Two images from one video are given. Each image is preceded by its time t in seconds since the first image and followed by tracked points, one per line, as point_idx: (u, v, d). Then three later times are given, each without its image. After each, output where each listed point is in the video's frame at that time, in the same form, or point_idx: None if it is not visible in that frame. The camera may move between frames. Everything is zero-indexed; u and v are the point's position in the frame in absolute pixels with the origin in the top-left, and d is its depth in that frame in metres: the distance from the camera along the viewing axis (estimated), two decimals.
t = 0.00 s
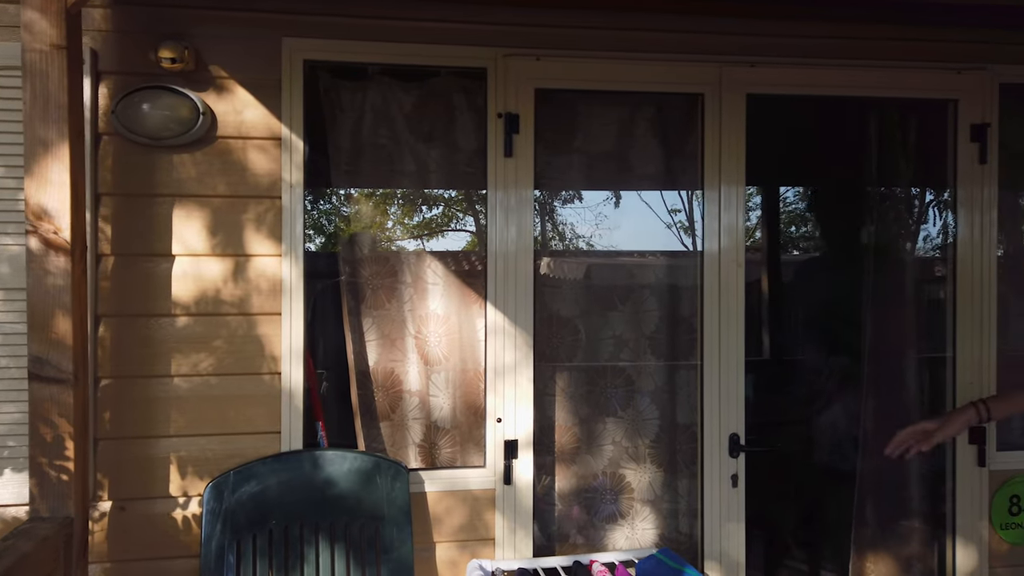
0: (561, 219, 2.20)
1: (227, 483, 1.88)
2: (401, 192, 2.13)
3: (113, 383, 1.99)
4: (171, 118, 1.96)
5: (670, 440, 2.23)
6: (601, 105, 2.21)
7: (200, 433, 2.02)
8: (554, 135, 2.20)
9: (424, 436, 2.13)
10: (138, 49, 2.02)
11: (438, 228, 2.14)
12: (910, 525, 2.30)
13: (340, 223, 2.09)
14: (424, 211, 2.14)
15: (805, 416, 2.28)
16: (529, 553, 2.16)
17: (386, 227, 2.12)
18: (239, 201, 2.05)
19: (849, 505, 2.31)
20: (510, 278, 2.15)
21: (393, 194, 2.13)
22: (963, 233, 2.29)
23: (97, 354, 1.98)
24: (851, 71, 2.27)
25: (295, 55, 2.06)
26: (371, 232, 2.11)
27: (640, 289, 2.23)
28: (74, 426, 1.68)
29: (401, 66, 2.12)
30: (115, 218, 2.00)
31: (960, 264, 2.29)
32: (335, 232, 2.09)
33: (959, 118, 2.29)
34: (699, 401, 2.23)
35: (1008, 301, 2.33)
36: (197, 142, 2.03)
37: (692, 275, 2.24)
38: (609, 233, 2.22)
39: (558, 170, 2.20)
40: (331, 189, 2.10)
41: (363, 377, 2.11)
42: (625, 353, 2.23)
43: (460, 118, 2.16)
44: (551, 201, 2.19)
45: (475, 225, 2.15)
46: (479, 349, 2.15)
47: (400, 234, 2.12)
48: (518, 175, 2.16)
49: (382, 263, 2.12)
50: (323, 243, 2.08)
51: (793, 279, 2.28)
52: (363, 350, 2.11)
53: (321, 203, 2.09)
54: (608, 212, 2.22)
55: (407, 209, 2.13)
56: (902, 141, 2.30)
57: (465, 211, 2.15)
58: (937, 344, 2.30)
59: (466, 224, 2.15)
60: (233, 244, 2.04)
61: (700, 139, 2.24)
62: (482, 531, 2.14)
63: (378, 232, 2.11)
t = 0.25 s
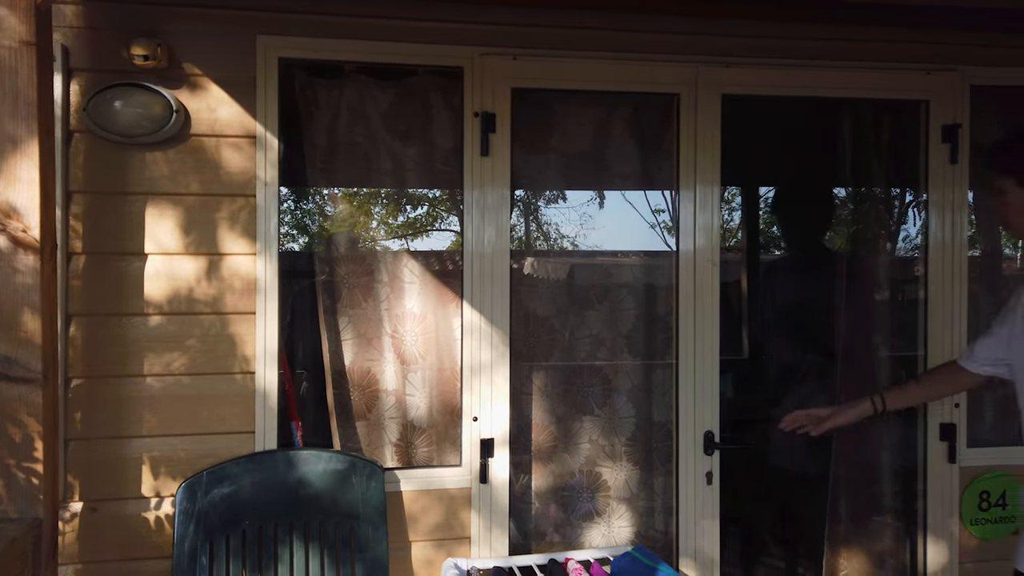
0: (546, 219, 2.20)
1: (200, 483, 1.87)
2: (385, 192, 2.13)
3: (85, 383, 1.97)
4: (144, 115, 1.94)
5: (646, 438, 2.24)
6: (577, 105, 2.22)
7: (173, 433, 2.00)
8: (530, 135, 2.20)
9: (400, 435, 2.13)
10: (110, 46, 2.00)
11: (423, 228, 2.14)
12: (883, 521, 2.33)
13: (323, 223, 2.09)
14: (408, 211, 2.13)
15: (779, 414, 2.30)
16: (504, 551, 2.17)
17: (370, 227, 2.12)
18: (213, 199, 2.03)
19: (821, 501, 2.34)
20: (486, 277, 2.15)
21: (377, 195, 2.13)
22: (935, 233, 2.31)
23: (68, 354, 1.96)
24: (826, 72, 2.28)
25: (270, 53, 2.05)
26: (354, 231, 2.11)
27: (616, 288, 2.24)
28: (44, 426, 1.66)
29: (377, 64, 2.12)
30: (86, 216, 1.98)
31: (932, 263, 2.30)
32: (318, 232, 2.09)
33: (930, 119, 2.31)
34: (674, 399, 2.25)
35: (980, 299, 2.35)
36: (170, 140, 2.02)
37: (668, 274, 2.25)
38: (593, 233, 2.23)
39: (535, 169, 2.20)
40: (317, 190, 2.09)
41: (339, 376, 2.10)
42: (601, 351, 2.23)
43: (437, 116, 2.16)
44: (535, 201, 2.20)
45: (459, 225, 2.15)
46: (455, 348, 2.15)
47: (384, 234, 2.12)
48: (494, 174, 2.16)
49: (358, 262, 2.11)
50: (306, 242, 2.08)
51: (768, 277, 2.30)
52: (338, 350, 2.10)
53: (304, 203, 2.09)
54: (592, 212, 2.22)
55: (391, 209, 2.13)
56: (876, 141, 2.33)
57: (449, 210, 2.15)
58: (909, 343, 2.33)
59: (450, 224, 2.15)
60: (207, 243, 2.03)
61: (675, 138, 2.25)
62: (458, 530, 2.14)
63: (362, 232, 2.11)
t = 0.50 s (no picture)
0: (523, 219, 2.21)
1: (164, 485, 1.85)
2: (362, 191, 2.13)
3: (46, 384, 1.94)
4: (107, 112, 1.91)
5: (615, 436, 2.26)
6: (547, 105, 2.23)
7: (137, 434, 1.98)
8: (500, 134, 2.20)
9: (369, 435, 2.12)
10: (73, 42, 1.97)
11: (400, 227, 2.14)
12: (847, 517, 2.37)
13: (299, 223, 2.09)
14: (385, 211, 2.13)
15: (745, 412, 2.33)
16: (473, 550, 2.17)
17: (347, 227, 2.11)
18: (177, 198, 2.01)
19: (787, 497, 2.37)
20: (456, 276, 2.15)
21: (354, 194, 2.12)
22: (898, 233, 2.35)
23: (28, 354, 1.93)
24: (792, 74, 2.31)
25: (237, 51, 2.03)
26: (329, 231, 2.10)
27: (585, 288, 2.25)
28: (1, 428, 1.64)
29: (346, 63, 2.11)
30: (47, 215, 1.95)
31: (894, 262, 2.35)
32: (295, 232, 2.08)
33: (893, 121, 2.36)
34: (643, 397, 2.26)
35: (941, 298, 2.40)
36: (134, 138, 1.99)
37: (637, 274, 2.27)
38: (571, 233, 2.24)
39: (504, 169, 2.21)
40: (290, 190, 2.09)
41: (307, 376, 2.09)
42: (571, 351, 2.24)
43: (407, 115, 2.15)
44: (512, 200, 2.21)
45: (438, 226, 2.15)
46: (425, 348, 2.15)
47: (361, 233, 2.12)
48: (463, 173, 2.16)
49: (327, 261, 2.10)
50: (282, 242, 2.08)
51: (735, 277, 2.32)
52: (307, 349, 2.09)
53: (280, 203, 2.08)
54: (569, 212, 2.23)
55: (368, 209, 2.12)
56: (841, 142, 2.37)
57: (427, 211, 2.15)
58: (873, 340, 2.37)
59: (427, 224, 2.15)
60: (171, 242, 2.01)
61: (644, 139, 2.27)
62: (425, 530, 2.14)
63: (338, 231, 2.11)
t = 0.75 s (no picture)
0: (494, 218, 2.22)
1: (120, 488, 1.82)
2: (332, 190, 2.12)
3: None
4: (61, 109, 1.88)
5: (578, 435, 2.27)
6: (510, 104, 2.23)
7: (92, 436, 1.95)
8: (463, 133, 2.20)
9: (332, 436, 2.11)
10: (25, 37, 1.93)
11: (370, 226, 2.13)
12: (805, 512, 2.41)
13: (268, 223, 2.08)
14: (355, 211, 2.12)
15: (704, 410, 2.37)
16: (435, 550, 2.17)
17: (317, 226, 2.10)
18: (133, 196, 1.98)
19: (747, 494, 2.41)
20: (419, 275, 2.15)
21: (323, 193, 2.11)
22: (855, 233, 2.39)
23: None
24: (753, 77, 2.34)
25: (195, 48, 2.01)
26: (297, 231, 2.09)
27: (548, 288, 2.26)
28: None
29: (307, 61, 2.09)
30: None
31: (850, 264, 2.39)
32: (265, 232, 2.08)
33: (849, 124, 2.39)
34: (606, 396, 2.28)
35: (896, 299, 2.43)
36: (89, 135, 1.96)
37: (600, 274, 2.28)
38: (542, 233, 2.25)
39: (468, 168, 2.21)
40: (257, 189, 2.08)
41: (268, 376, 2.08)
42: (535, 350, 2.25)
43: (369, 114, 2.14)
44: (482, 199, 2.21)
45: (411, 226, 2.14)
46: (388, 348, 2.14)
47: (331, 233, 2.11)
48: (426, 172, 2.15)
49: (288, 261, 2.09)
50: (251, 241, 2.07)
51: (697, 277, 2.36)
52: (267, 350, 2.08)
53: (248, 202, 2.07)
54: (539, 212, 2.25)
55: (338, 208, 2.11)
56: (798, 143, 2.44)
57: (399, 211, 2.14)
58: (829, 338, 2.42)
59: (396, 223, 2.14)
60: (127, 241, 1.98)
61: (607, 139, 2.28)
62: (387, 530, 2.13)
63: (308, 231, 2.10)
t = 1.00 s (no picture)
0: (461, 219, 2.23)
1: (68, 493, 1.77)
2: (297, 189, 2.10)
3: None
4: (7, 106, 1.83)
5: (538, 434, 2.28)
6: (471, 105, 2.23)
7: (40, 440, 1.91)
8: (422, 132, 2.20)
9: (289, 437, 2.09)
10: None
11: (335, 225, 2.12)
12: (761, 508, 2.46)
13: (232, 222, 2.06)
14: (320, 210, 2.11)
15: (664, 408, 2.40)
16: (394, 551, 2.16)
17: (282, 224, 2.09)
18: (82, 194, 1.94)
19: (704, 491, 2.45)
20: (379, 276, 2.14)
21: (288, 192, 2.10)
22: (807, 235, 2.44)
23: None
24: (711, 80, 2.36)
25: (147, 44, 1.97)
26: (264, 229, 2.08)
27: (508, 287, 2.26)
28: None
29: (265, 58, 2.07)
30: None
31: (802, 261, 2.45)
32: (233, 232, 2.06)
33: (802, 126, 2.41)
34: (566, 395, 2.29)
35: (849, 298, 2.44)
36: (37, 132, 1.92)
37: (560, 274, 2.29)
38: (509, 233, 2.26)
39: (428, 168, 2.20)
40: (215, 189, 2.05)
41: (224, 377, 2.05)
42: (496, 350, 2.26)
43: (328, 113, 2.12)
44: (448, 199, 2.22)
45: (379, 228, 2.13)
46: (347, 348, 2.13)
47: (296, 232, 2.10)
48: (385, 172, 2.14)
49: (245, 260, 2.07)
50: (214, 240, 2.05)
51: (657, 277, 2.39)
52: (223, 351, 2.05)
53: (210, 201, 2.04)
54: (506, 213, 2.26)
55: (303, 207, 2.10)
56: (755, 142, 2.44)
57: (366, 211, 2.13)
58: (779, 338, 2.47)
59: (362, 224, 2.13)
60: (78, 240, 1.94)
61: (567, 140, 2.29)
62: (345, 531, 2.12)
63: (272, 229, 2.08)
